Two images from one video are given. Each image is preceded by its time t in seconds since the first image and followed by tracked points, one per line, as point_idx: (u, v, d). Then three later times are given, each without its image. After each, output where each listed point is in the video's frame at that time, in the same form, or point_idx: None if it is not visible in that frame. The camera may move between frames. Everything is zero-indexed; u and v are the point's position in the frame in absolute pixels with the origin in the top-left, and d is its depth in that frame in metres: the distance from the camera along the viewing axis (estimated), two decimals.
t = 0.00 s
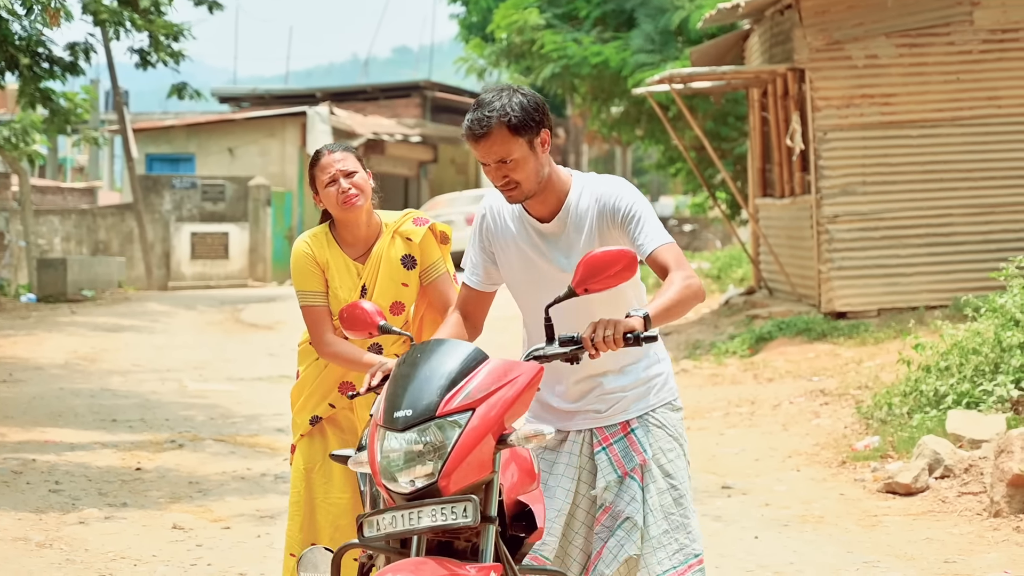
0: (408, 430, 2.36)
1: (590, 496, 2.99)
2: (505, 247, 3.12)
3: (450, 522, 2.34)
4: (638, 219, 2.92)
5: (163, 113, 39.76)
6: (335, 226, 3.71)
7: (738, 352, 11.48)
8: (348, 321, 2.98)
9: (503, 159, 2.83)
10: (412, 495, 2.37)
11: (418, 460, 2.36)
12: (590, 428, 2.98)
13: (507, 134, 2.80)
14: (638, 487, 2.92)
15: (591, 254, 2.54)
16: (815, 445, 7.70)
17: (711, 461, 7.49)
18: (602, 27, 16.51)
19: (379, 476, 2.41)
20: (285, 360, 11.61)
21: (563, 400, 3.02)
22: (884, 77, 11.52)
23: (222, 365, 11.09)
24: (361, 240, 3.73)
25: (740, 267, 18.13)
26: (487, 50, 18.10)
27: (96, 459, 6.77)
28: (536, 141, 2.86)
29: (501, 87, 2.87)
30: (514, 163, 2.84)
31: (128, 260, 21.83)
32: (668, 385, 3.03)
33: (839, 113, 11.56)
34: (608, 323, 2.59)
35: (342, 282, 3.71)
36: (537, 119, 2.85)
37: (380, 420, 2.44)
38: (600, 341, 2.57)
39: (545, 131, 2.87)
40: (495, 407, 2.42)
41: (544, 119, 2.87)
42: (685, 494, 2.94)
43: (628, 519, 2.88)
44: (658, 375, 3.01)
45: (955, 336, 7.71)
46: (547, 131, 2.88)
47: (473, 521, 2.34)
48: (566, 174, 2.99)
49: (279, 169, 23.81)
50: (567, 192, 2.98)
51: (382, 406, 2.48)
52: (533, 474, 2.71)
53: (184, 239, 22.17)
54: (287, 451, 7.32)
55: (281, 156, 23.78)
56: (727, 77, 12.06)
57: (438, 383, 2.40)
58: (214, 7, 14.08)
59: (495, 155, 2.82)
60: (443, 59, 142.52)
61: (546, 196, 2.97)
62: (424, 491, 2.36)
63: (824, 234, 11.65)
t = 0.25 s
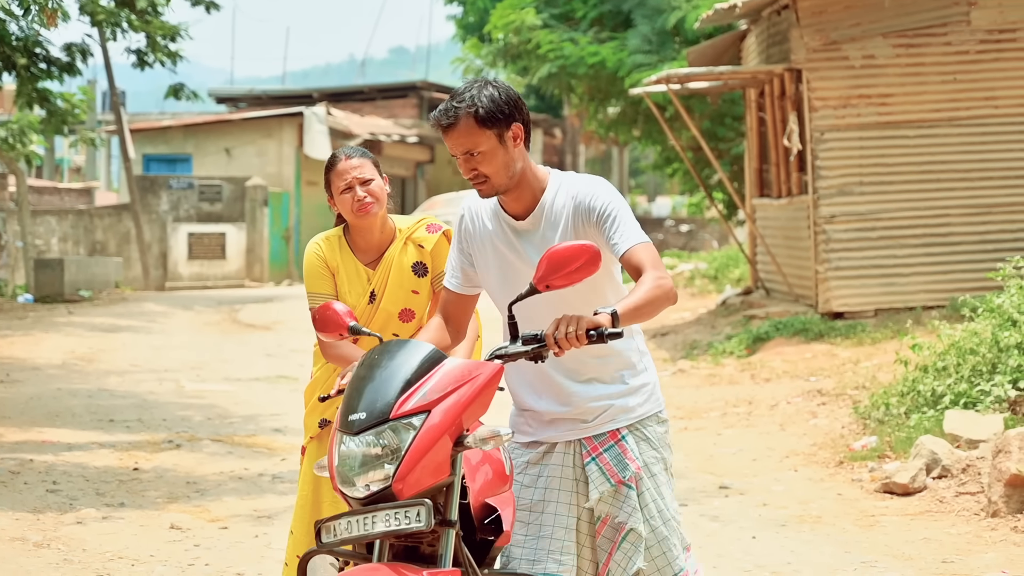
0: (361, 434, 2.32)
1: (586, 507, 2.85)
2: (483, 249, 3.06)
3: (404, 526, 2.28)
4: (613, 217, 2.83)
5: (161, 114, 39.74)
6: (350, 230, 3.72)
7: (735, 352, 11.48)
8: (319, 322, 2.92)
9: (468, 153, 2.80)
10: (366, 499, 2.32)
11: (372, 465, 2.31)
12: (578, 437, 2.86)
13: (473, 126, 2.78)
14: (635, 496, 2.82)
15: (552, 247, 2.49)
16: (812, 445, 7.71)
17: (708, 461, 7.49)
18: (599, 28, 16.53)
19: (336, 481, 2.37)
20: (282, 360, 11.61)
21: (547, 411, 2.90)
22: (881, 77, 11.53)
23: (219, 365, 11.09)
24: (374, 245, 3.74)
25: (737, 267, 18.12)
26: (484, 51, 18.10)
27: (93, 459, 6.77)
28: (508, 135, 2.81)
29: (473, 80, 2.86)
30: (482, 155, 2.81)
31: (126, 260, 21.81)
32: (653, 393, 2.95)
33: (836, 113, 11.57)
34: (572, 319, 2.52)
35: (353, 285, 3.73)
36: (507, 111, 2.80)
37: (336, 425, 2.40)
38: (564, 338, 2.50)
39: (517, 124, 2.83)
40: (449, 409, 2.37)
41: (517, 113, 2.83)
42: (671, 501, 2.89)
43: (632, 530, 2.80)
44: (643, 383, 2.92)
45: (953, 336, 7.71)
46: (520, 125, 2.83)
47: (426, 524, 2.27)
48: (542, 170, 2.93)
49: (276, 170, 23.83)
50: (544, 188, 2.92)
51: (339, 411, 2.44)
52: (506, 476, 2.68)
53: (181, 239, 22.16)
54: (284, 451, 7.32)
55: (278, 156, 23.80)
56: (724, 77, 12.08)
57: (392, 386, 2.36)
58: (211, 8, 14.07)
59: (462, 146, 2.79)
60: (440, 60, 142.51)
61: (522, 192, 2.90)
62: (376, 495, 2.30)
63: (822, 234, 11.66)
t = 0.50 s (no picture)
0: (312, 436, 2.43)
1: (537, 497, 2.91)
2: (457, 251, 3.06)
3: (349, 530, 2.39)
4: (582, 214, 2.79)
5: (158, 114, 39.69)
6: (377, 230, 4.01)
7: (733, 353, 11.48)
8: (289, 323, 3.04)
9: (430, 151, 2.84)
10: (316, 504, 2.43)
11: (320, 470, 2.42)
12: (539, 434, 2.91)
13: (433, 124, 2.81)
14: (579, 489, 2.81)
15: (508, 244, 2.53)
16: (811, 445, 7.70)
17: (707, 461, 7.49)
18: (598, 28, 16.52)
19: (288, 486, 2.48)
20: (280, 360, 11.60)
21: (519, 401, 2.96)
22: (879, 77, 11.53)
23: (217, 365, 11.08)
24: (400, 246, 4.01)
25: (735, 267, 18.10)
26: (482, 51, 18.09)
27: (92, 459, 6.76)
28: (469, 133, 2.84)
29: (438, 78, 2.90)
30: (444, 154, 2.84)
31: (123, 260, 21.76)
32: (631, 391, 2.91)
33: (834, 114, 11.58)
34: (528, 317, 2.54)
35: (376, 283, 4.00)
36: (468, 109, 2.83)
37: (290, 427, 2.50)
38: (520, 336, 2.52)
39: (479, 121, 2.85)
40: (398, 411, 2.47)
41: (479, 111, 2.85)
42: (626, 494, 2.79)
43: (564, 521, 2.79)
44: (618, 380, 2.90)
45: (951, 336, 7.72)
46: (481, 123, 2.85)
47: (371, 529, 2.38)
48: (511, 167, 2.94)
49: (275, 170, 23.93)
50: (511, 187, 2.90)
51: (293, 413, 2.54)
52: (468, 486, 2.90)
53: (179, 240, 22.09)
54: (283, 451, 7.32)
55: (277, 156, 23.90)
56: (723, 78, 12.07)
57: (341, 389, 2.46)
58: (209, 7, 14.04)
59: (424, 144, 2.83)
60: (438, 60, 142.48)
61: (488, 191, 2.89)
62: (325, 501, 2.41)
63: (820, 235, 11.67)
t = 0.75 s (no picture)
0: (240, 435, 2.37)
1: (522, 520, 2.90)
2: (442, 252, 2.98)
3: (272, 535, 2.33)
4: (555, 211, 2.67)
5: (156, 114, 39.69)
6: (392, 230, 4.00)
7: (732, 352, 11.48)
8: (248, 324, 2.96)
9: (408, 147, 2.77)
10: (240, 506, 2.39)
11: (252, 471, 2.37)
12: (524, 452, 2.87)
13: (410, 120, 2.75)
14: (552, 518, 2.77)
15: (449, 236, 2.48)
16: (810, 445, 7.70)
17: (706, 461, 7.49)
18: (596, 28, 16.52)
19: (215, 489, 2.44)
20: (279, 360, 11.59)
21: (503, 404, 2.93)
22: (878, 77, 11.53)
23: (216, 365, 11.07)
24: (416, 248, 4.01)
25: (733, 267, 18.11)
26: (480, 51, 18.09)
27: (91, 459, 6.75)
28: (447, 128, 2.77)
29: (417, 72, 2.84)
30: (422, 150, 2.77)
31: (122, 260, 21.74)
32: (617, 408, 2.80)
33: (833, 114, 11.58)
34: (467, 313, 2.47)
35: (390, 282, 4.00)
36: (447, 104, 2.77)
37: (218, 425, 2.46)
38: (456, 333, 2.46)
39: (458, 117, 2.79)
40: (328, 411, 2.43)
41: (458, 106, 2.79)
42: (602, 527, 2.71)
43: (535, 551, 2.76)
44: (605, 398, 2.79)
45: (950, 336, 7.72)
46: (461, 118, 2.79)
47: (292, 533, 2.33)
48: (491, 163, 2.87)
49: (273, 170, 23.96)
50: (491, 185, 2.81)
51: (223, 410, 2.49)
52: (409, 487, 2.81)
53: (178, 240, 22.01)
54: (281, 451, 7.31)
55: (275, 156, 23.92)
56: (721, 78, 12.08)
57: (272, 388, 2.40)
58: (208, 8, 14.04)
59: (403, 141, 2.76)
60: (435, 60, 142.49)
61: (468, 190, 2.81)
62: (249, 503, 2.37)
63: (819, 235, 11.67)
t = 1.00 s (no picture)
0: (164, 441, 2.39)
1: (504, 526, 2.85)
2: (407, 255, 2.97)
3: (190, 542, 2.33)
4: (508, 210, 2.65)
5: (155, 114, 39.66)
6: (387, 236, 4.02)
7: (731, 353, 11.47)
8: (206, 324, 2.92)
9: (365, 149, 2.75)
10: (162, 513, 2.39)
11: (177, 478, 2.38)
12: (504, 456, 2.85)
13: (366, 122, 2.73)
14: (548, 521, 2.78)
15: (385, 236, 2.53)
16: (809, 446, 7.70)
17: (705, 461, 7.49)
18: (595, 28, 16.52)
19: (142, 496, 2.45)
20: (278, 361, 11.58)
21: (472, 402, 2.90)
22: (877, 78, 11.54)
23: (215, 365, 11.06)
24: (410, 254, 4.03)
25: (732, 267, 18.11)
26: (479, 52, 18.08)
27: (90, 459, 6.75)
28: (405, 128, 2.75)
29: (373, 72, 2.83)
30: (380, 152, 2.75)
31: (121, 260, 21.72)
32: (598, 412, 2.84)
33: (832, 114, 11.58)
34: (402, 318, 2.51)
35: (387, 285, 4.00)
36: (403, 104, 2.75)
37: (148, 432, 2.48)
38: (391, 337, 2.49)
39: (416, 117, 2.76)
40: (253, 414, 2.43)
41: (415, 106, 2.77)
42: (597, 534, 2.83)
43: (540, 560, 2.75)
44: (585, 400, 2.82)
45: (949, 337, 7.73)
46: (418, 118, 2.77)
47: (209, 540, 2.32)
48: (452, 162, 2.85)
49: (273, 170, 24.10)
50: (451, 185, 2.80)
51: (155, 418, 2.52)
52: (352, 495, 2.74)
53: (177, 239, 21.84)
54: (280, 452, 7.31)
55: (273, 157, 24.02)
56: (720, 78, 12.09)
57: (197, 394, 2.42)
58: (207, 7, 14.02)
59: (359, 142, 2.74)
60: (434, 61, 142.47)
61: (428, 190, 2.80)
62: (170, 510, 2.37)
63: (818, 235, 11.67)
